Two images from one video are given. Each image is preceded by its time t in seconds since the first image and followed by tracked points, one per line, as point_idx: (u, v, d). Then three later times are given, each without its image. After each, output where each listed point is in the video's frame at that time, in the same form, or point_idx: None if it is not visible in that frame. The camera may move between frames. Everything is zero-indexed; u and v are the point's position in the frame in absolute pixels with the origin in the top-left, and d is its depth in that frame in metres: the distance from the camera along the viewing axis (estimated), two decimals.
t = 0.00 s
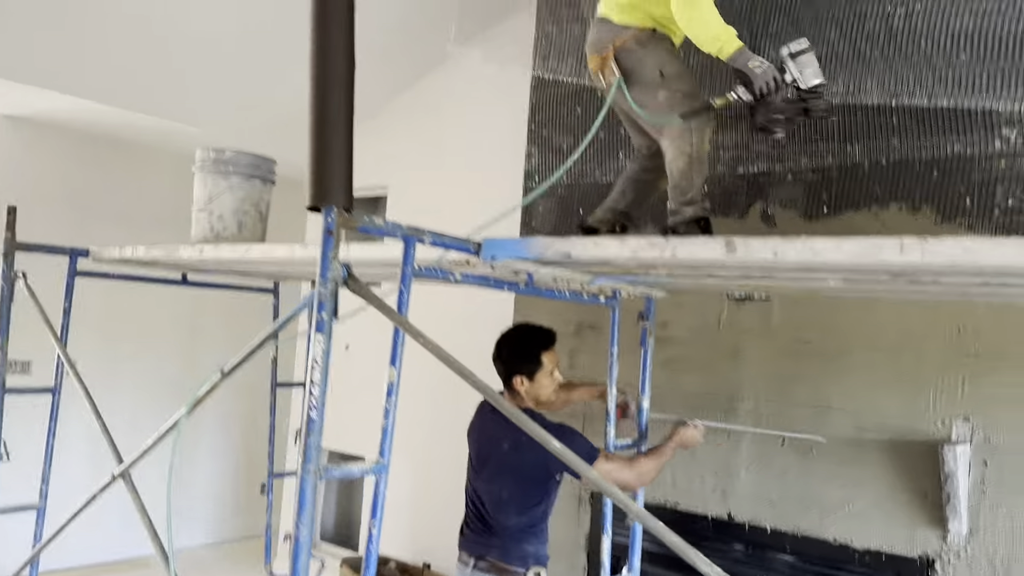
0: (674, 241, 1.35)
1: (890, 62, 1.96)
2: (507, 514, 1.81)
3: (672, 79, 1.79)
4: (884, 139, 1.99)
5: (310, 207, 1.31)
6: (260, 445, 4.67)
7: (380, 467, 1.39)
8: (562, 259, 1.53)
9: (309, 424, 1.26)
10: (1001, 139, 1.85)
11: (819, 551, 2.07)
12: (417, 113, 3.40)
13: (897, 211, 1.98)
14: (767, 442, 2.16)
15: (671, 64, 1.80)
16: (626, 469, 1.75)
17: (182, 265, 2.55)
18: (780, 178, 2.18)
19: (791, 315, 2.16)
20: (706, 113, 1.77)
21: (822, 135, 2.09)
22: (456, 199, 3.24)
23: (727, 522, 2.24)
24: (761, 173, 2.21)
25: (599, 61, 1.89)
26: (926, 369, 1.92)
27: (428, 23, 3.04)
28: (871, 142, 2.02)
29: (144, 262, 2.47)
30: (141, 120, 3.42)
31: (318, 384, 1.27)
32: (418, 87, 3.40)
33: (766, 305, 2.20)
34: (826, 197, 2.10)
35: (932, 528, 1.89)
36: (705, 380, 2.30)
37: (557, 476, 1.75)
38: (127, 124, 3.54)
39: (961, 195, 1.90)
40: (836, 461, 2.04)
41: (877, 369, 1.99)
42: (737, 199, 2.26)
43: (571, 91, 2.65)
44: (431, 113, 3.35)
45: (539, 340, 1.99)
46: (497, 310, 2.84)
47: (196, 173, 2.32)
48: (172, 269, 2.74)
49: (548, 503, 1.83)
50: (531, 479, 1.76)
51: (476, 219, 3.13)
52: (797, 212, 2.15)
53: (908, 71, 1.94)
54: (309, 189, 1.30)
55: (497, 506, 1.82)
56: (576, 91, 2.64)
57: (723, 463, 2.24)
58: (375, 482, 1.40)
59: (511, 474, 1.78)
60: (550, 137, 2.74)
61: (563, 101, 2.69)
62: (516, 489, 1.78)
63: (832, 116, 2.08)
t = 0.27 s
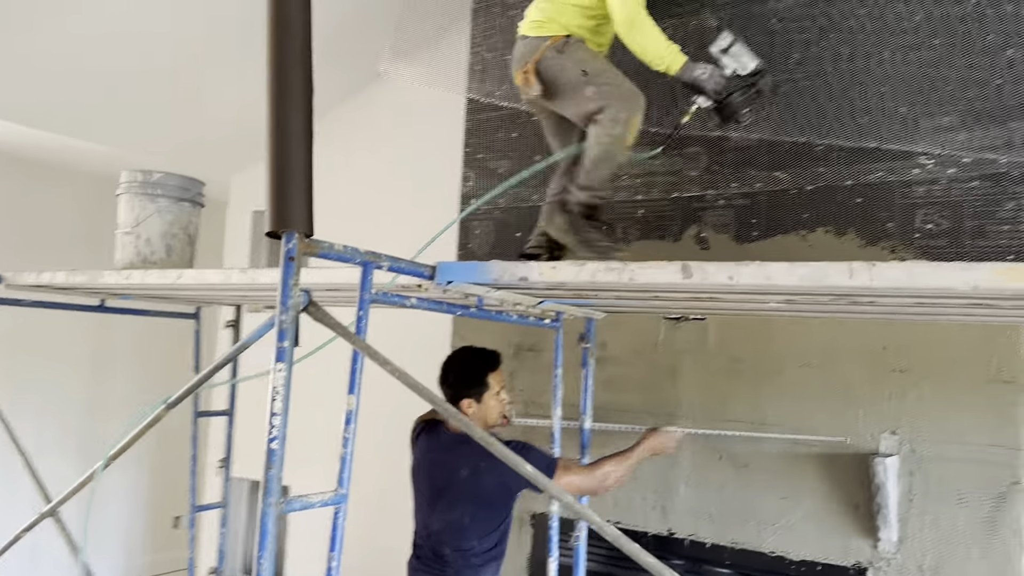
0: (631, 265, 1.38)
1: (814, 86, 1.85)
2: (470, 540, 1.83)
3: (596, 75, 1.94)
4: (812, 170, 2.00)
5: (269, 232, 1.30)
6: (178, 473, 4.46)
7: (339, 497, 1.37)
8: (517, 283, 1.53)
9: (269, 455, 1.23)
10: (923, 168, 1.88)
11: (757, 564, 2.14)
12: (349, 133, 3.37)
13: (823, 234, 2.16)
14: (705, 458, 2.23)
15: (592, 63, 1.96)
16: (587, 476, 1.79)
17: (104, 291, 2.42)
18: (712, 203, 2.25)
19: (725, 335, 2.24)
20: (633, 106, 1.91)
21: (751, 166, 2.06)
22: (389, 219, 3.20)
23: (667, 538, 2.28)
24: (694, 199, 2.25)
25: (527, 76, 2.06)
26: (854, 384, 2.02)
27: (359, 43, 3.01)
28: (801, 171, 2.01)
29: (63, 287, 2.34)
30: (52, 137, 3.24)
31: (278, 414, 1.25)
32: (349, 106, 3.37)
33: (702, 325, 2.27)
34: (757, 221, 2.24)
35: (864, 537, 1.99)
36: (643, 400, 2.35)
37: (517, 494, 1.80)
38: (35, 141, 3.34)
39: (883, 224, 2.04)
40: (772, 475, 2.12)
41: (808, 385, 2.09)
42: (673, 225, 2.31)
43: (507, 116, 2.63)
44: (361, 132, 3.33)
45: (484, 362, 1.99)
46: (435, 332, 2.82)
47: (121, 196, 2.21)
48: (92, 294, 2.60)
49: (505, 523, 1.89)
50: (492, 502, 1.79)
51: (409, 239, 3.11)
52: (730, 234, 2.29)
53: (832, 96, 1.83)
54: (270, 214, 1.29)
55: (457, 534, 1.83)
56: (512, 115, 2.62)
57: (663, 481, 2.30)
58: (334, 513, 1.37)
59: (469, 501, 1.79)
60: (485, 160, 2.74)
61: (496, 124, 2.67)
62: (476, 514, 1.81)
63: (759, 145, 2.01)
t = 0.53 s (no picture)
0: (597, 273, 1.41)
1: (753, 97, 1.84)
2: (423, 556, 1.77)
3: (543, 57, 1.97)
4: (752, 179, 1.90)
5: (232, 242, 1.26)
6: (93, 496, 4.21)
7: (303, 513, 1.33)
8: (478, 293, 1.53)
9: (234, 471, 1.20)
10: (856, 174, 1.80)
11: (703, 565, 2.20)
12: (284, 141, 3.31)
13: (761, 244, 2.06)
14: (651, 463, 2.28)
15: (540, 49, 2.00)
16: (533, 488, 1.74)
17: (21, 305, 2.27)
18: (654, 213, 2.11)
19: (668, 342, 2.31)
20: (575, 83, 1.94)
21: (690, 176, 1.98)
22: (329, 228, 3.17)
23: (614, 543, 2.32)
24: (635, 209, 2.12)
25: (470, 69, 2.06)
26: (792, 387, 2.12)
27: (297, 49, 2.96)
28: (741, 182, 1.92)
29: None
30: None
31: (245, 430, 1.21)
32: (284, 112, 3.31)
33: (646, 333, 2.33)
34: (698, 233, 2.10)
35: (804, 534, 2.08)
36: (590, 407, 2.39)
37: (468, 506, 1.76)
38: None
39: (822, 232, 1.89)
40: (715, 478, 2.19)
41: (749, 389, 2.18)
42: (614, 233, 2.23)
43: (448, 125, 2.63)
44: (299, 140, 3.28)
45: (433, 370, 1.92)
46: (374, 344, 2.77)
47: (49, 205, 2.14)
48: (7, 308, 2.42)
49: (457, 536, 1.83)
50: (443, 515, 1.74)
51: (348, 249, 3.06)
52: (671, 243, 2.09)
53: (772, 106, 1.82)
54: (232, 224, 1.25)
55: (409, 551, 1.77)
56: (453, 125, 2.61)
57: (610, 487, 2.34)
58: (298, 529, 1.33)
59: (420, 515, 1.74)
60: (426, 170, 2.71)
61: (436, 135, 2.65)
62: (427, 529, 1.75)
63: (696, 156, 1.94)
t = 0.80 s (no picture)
0: (548, 285, 1.45)
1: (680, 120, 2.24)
2: (371, 565, 1.73)
3: (496, 76, 1.96)
4: (681, 191, 2.30)
5: (185, 255, 1.25)
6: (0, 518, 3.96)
7: (257, 526, 1.33)
8: (430, 304, 1.55)
9: (190, 486, 1.19)
10: (776, 193, 2.21)
11: (640, 565, 2.26)
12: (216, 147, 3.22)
13: (693, 253, 2.29)
14: (589, 467, 2.34)
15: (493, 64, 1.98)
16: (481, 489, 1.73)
17: None
18: (591, 224, 2.41)
19: (605, 350, 2.37)
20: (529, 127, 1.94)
21: (625, 186, 2.36)
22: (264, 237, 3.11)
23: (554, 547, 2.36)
24: (575, 219, 2.42)
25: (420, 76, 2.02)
26: (725, 391, 2.22)
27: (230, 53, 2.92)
28: (670, 193, 2.31)
29: None
30: None
31: (201, 444, 1.20)
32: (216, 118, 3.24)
33: (584, 340, 2.39)
34: (633, 241, 2.35)
35: (737, 533, 2.16)
36: (530, 414, 2.42)
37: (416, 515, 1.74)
38: None
39: (747, 243, 2.23)
40: (651, 480, 2.26)
41: (683, 393, 2.26)
42: (556, 244, 2.45)
43: (386, 136, 2.66)
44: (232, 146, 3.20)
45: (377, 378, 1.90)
46: (310, 353, 2.73)
47: None
48: None
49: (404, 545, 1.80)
50: (392, 524, 1.72)
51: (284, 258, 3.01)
52: (609, 254, 2.37)
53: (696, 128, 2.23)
54: (185, 238, 1.24)
55: (357, 561, 1.73)
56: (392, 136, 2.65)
57: (550, 492, 2.38)
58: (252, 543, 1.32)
59: (368, 524, 1.72)
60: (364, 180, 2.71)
61: (373, 146, 2.69)
62: (376, 538, 1.73)
63: (633, 169, 2.35)
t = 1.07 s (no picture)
0: (504, 290, 1.51)
1: (616, 128, 2.32)
2: (328, 565, 1.76)
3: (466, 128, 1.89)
4: (622, 199, 2.42)
5: (147, 261, 1.26)
6: None
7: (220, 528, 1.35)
8: (387, 309, 1.58)
9: (155, 490, 1.20)
10: (712, 202, 2.35)
11: (584, 559, 2.34)
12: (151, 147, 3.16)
13: (634, 258, 2.42)
14: (535, 465, 2.40)
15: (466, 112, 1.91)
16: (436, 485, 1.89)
17: None
18: (535, 229, 2.50)
19: (550, 351, 2.44)
20: (479, 232, 1.86)
21: (569, 194, 2.46)
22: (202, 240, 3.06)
23: (501, 543, 2.41)
24: (519, 224, 2.51)
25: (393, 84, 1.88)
26: (664, 390, 2.32)
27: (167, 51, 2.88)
28: (612, 201, 2.43)
29: None
30: None
31: (166, 448, 1.22)
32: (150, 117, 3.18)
33: (530, 342, 2.45)
34: (575, 246, 2.47)
35: (676, 525, 2.26)
36: (476, 414, 2.47)
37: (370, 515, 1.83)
38: None
39: (684, 248, 2.38)
40: (594, 476, 2.34)
41: (624, 392, 2.35)
42: (501, 247, 2.53)
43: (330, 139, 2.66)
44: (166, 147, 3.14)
45: (329, 381, 1.92)
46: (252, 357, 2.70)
47: None
48: None
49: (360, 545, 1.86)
50: (349, 524, 1.79)
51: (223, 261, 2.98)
52: (552, 258, 2.48)
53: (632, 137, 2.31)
54: (148, 242, 1.25)
55: (313, 562, 1.75)
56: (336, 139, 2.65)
57: (496, 490, 2.42)
58: (213, 546, 1.33)
59: (326, 526, 1.77)
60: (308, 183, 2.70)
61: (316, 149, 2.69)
62: (333, 538, 1.77)
63: (576, 177, 2.45)
